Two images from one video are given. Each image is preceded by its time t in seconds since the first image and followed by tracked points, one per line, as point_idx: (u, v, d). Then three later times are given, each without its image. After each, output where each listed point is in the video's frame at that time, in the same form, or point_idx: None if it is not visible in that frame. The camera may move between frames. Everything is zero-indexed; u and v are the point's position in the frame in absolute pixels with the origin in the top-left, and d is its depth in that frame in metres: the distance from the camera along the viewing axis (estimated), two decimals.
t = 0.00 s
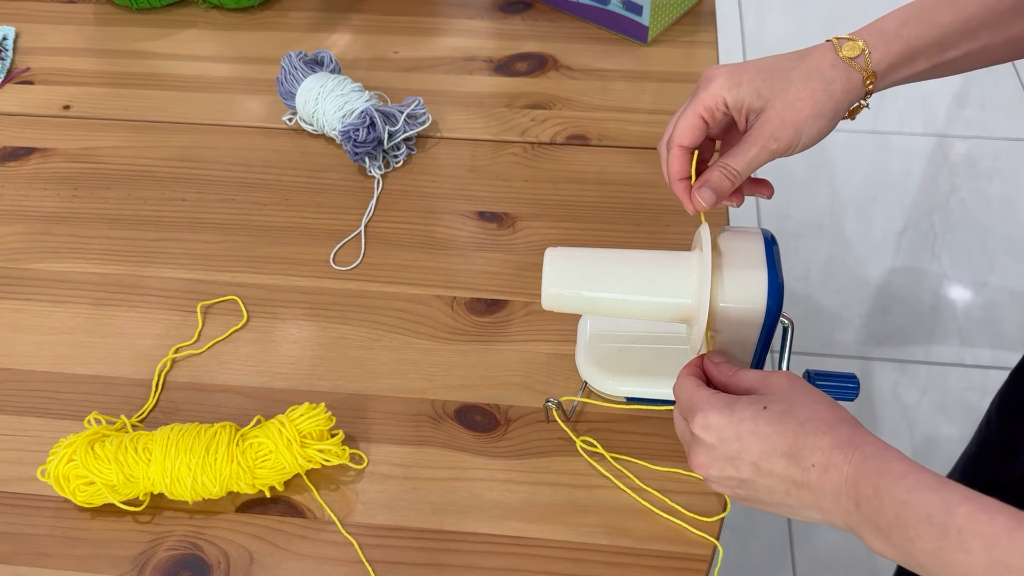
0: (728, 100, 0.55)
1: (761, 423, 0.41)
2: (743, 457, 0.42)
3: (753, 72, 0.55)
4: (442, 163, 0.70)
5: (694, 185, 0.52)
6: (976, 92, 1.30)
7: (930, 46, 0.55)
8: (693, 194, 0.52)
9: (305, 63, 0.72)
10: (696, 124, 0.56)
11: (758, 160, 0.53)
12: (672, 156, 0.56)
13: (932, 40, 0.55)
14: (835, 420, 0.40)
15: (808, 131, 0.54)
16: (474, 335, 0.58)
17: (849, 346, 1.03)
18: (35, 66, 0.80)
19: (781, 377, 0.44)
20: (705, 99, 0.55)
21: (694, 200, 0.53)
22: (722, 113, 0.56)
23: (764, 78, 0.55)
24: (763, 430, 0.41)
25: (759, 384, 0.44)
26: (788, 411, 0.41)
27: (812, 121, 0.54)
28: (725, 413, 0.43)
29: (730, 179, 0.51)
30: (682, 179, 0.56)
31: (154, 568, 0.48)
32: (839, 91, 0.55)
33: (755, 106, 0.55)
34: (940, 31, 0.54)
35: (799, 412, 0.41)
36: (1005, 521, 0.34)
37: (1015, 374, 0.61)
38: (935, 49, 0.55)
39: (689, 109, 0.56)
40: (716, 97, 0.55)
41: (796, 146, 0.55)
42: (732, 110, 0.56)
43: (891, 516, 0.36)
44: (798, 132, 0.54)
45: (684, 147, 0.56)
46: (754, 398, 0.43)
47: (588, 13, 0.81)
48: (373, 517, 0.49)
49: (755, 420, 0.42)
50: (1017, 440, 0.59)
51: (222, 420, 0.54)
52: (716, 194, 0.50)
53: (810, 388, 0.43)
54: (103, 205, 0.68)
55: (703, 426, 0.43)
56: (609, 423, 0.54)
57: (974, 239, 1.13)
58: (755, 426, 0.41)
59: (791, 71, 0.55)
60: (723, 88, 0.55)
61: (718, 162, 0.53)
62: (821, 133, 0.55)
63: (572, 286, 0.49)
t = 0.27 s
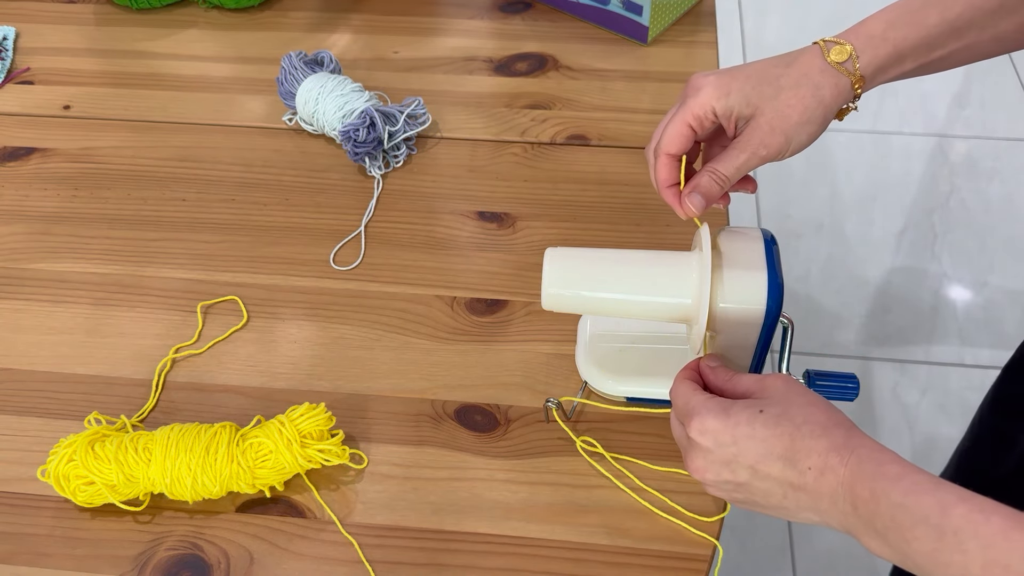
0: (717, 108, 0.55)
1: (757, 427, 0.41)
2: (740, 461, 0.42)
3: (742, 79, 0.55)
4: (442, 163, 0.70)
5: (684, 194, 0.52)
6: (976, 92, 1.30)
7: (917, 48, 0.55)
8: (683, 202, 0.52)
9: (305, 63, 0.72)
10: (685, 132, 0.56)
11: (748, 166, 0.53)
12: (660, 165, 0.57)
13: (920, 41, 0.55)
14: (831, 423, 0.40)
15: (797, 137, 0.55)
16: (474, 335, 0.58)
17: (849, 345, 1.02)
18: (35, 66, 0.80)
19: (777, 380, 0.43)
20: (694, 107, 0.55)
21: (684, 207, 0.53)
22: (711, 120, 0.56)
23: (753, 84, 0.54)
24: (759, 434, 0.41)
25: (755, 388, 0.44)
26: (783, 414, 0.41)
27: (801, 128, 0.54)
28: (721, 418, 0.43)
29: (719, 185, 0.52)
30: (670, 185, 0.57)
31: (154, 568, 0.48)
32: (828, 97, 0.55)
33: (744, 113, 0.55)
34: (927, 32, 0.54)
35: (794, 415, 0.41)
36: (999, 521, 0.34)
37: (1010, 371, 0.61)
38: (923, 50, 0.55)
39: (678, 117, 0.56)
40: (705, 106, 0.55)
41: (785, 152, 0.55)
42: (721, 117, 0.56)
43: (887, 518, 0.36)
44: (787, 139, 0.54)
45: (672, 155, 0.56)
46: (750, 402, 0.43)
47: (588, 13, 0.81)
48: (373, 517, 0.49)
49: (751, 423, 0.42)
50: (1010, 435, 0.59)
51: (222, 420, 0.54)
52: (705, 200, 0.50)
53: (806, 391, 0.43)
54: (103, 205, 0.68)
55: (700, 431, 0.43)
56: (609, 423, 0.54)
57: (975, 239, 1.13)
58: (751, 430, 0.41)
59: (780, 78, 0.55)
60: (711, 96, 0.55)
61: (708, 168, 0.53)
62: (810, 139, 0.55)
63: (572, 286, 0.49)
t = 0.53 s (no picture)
0: (706, 121, 0.55)
1: (749, 433, 0.42)
2: (733, 466, 0.42)
3: (730, 89, 0.55)
4: (443, 163, 0.70)
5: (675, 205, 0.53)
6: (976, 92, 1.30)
7: (906, 49, 0.55)
8: (675, 213, 0.52)
9: (305, 63, 0.72)
10: (675, 145, 0.56)
11: (739, 175, 0.53)
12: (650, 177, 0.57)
13: (908, 42, 0.54)
14: (822, 428, 0.40)
15: (788, 144, 0.54)
16: (474, 335, 0.58)
17: (849, 345, 1.02)
18: (35, 66, 0.80)
19: (770, 386, 0.44)
20: (682, 120, 0.55)
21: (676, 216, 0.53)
22: (700, 133, 0.56)
23: (741, 95, 0.55)
24: (752, 440, 0.41)
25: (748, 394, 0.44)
26: (776, 420, 0.41)
27: (791, 136, 0.54)
28: (715, 423, 0.43)
29: (712, 194, 0.52)
30: (661, 197, 0.57)
31: (155, 568, 0.48)
32: (817, 103, 0.55)
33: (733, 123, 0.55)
34: (915, 32, 0.54)
35: (787, 421, 0.41)
36: (987, 524, 0.34)
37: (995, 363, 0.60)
38: (912, 50, 0.55)
39: (666, 130, 0.56)
40: (693, 119, 0.55)
41: (778, 159, 0.55)
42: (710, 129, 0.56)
43: (878, 522, 0.36)
44: (779, 146, 0.54)
45: (661, 167, 0.57)
46: (743, 408, 0.43)
47: (588, 13, 0.81)
48: (373, 517, 0.49)
49: (744, 429, 0.42)
50: (982, 426, 0.58)
51: (222, 420, 0.54)
52: (700, 210, 0.51)
53: (799, 396, 0.43)
54: (103, 205, 0.68)
55: (694, 436, 0.43)
56: (609, 423, 0.54)
57: (975, 239, 1.13)
58: (745, 436, 0.42)
59: (768, 87, 0.55)
60: (699, 109, 0.55)
61: (698, 177, 0.53)
62: (803, 145, 0.55)
63: (571, 286, 0.49)
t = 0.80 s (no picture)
0: (708, 126, 0.55)
1: (751, 442, 0.42)
2: (735, 475, 0.42)
3: (731, 94, 0.55)
4: (443, 163, 0.70)
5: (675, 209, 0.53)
6: (977, 92, 1.30)
7: (910, 53, 0.54)
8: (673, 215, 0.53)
9: (305, 64, 0.72)
10: (677, 149, 0.56)
11: (740, 181, 0.53)
12: (651, 179, 0.57)
13: (911, 46, 0.54)
14: (823, 438, 0.40)
15: (789, 151, 0.55)
16: (474, 335, 0.58)
17: (849, 345, 1.02)
18: (35, 66, 0.80)
19: (771, 394, 0.44)
20: (684, 125, 0.55)
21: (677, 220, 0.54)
22: (701, 137, 0.56)
23: (743, 101, 0.54)
24: (754, 449, 0.41)
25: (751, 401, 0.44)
26: (777, 429, 0.41)
27: (792, 142, 0.54)
28: (717, 432, 0.43)
29: (711, 198, 0.52)
30: (662, 199, 0.58)
31: (155, 568, 0.48)
32: (818, 111, 0.55)
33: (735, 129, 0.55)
34: (919, 36, 0.53)
35: (788, 430, 0.41)
36: (990, 534, 0.33)
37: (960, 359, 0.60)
38: (917, 53, 0.54)
39: (667, 134, 0.56)
40: (694, 123, 0.55)
41: (778, 166, 0.55)
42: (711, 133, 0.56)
43: (879, 533, 0.36)
44: (780, 154, 0.54)
45: (661, 169, 0.57)
46: (744, 416, 0.43)
47: (588, 13, 0.81)
48: (373, 517, 0.49)
49: (745, 439, 0.42)
50: (947, 426, 0.59)
51: (222, 420, 0.54)
52: (699, 214, 0.51)
53: (801, 404, 0.43)
54: (103, 205, 0.68)
55: (697, 445, 0.43)
56: (609, 423, 0.54)
57: (975, 239, 1.13)
58: (746, 445, 0.42)
59: (771, 93, 0.55)
60: (701, 114, 0.55)
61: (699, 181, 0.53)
62: (804, 152, 0.55)
63: (571, 286, 0.49)
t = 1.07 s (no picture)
0: (715, 134, 0.55)
1: (741, 431, 0.42)
2: (725, 463, 0.42)
3: (741, 103, 0.54)
4: (443, 163, 0.70)
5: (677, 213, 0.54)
6: (977, 92, 1.30)
7: (929, 61, 0.53)
8: (675, 219, 0.53)
9: (305, 64, 0.72)
10: (683, 154, 0.57)
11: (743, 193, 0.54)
12: (655, 180, 0.58)
13: (932, 53, 0.53)
14: (813, 427, 0.40)
15: (794, 165, 0.55)
16: (474, 335, 0.58)
17: (849, 345, 1.03)
18: (35, 66, 0.80)
19: (763, 384, 0.44)
20: (690, 131, 0.55)
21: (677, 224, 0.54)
22: (707, 142, 0.56)
23: (752, 111, 0.54)
24: (743, 438, 0.41)
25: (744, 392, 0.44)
26: (768, 418, 0.41)
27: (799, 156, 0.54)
28: (709, 422, 0.43)
29: (713, 203, 0.53)
30: (665, 199, 0.59)
31: (154, 568, 0.48)
32: (829, 125, 0.54)
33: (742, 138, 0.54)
34: (938, 43, 0.52)
35: (778, 419, 0.41)
36: (977, 521, 0.34)
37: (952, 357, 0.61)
38: (935, 60, 0.53)
39: (674, 138, 0.56)
40: (701, 131, 0.55)
41: (784, 176, 0.55)
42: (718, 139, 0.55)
43: (867, 520, 0.36)
44: (785, 168, 0.54)
45: (665, 171, 0.57)
46: (735, 405, 0.43)
47: (588, 13, 0.81)
48: (373, 517, 0.49)
49: (736, 427, 0.42)
50: (942, 424, 0.59)
51: (222, 420, 0.54)
52: (700, 215, 0.52)
53: (792, 394, 0.43)
54: (103, 205, 0.68)
55: (688, 434, 0.43)
56: (609, 423, 0.54)
57: (974, 239, 1.13)
58: (737, 434, 0.42)
59: (782, 104, 0.54)
60: (709, 122, 0.54)
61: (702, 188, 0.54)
62: (811, 164, 0.55)
63: (572, 286, 0.49)
